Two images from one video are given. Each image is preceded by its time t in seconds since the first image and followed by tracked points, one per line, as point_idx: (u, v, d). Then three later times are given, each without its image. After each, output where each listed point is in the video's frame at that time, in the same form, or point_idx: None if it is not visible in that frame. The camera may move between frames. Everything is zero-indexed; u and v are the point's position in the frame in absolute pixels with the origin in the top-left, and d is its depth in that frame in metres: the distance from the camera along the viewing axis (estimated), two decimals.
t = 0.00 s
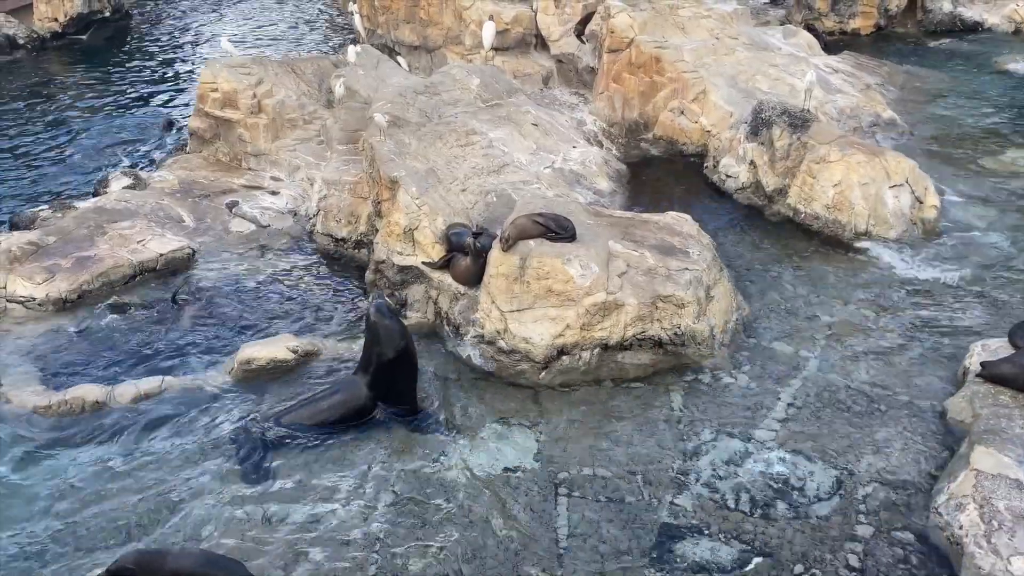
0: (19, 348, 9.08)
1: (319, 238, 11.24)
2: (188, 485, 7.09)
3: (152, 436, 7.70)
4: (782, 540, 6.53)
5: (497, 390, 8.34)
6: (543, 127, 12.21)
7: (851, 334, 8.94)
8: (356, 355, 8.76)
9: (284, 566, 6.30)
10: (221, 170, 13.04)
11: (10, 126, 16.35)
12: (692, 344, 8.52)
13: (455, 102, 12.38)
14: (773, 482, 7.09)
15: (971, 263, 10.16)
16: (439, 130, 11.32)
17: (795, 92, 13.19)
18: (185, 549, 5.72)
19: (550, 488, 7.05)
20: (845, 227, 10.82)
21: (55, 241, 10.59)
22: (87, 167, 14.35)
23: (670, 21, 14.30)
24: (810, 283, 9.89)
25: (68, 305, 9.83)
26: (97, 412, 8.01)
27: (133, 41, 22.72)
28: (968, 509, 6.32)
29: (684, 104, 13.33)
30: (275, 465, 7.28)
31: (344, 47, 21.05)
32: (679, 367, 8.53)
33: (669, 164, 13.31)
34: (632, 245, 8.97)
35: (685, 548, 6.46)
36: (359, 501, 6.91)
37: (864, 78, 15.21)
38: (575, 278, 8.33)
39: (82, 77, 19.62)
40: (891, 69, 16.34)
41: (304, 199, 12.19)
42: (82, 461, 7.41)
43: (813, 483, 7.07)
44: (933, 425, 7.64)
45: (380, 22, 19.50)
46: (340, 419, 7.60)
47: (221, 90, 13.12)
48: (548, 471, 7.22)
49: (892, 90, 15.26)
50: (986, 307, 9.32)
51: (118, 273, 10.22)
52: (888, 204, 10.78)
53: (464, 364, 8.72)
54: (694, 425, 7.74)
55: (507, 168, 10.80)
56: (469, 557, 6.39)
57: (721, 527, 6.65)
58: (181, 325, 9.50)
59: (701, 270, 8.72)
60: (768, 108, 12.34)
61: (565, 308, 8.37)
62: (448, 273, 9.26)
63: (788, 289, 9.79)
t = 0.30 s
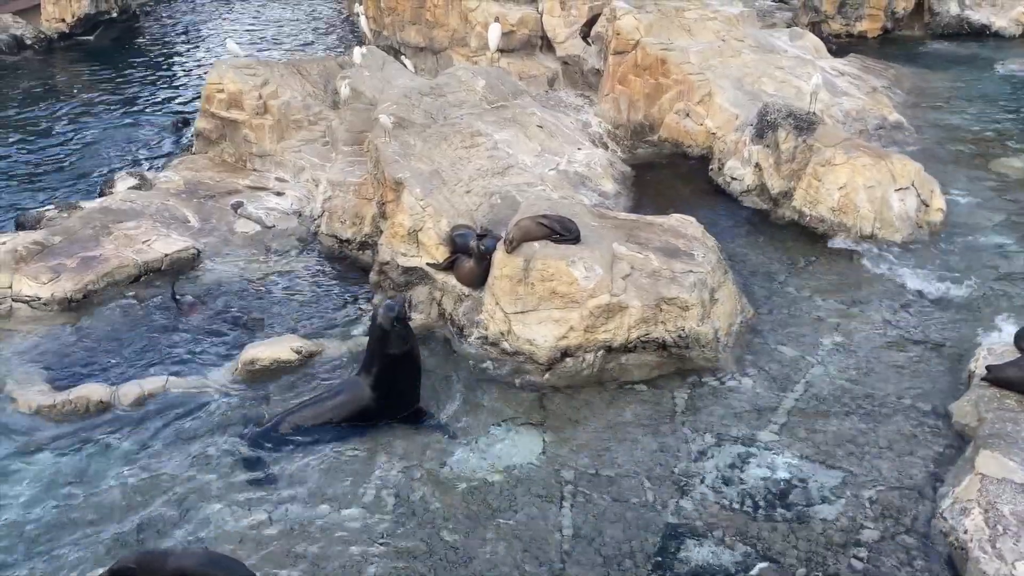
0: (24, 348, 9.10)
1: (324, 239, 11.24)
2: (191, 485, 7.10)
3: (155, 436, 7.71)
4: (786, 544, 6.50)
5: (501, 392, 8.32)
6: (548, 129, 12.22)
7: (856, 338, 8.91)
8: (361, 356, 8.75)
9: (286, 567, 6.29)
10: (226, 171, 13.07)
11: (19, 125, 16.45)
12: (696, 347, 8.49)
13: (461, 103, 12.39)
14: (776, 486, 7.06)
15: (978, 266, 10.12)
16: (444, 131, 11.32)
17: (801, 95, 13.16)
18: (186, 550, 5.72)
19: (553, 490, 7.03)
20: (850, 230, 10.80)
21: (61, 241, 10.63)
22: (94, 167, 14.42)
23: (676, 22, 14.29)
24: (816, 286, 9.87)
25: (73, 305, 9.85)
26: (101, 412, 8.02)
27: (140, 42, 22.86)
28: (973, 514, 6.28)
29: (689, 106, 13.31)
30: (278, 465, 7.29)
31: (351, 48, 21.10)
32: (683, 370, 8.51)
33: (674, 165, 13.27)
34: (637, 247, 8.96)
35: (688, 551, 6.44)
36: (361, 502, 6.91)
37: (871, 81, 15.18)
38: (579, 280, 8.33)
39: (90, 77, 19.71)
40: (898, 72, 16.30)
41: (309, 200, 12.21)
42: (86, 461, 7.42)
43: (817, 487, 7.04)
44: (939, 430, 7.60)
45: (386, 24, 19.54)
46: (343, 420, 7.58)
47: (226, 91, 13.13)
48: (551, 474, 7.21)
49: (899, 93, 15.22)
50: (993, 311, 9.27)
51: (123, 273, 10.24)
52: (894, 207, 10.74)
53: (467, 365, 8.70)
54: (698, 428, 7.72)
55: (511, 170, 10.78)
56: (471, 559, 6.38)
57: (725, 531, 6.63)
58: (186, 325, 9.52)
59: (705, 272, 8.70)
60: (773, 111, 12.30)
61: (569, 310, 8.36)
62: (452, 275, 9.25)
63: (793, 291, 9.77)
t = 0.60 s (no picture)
0: (29, 348, 9.13)
1: (328, 240, 11.25)
2: (194, 485, 7.12)
3: (159, 436, 7.73)
4: (788, 548, 6.50)
5: (504, 394, 8.32)
6: (553, 131, 12.23)
7: (861, 342, 8.90)
8: (365, 357, 8.79)
9: (288, 567, 6.31)
10: (232, 172, 13.10)
11: (26, 126, 16.54)
12: (700, 350, 8.47)
13: (466, 106, 12.40)
14: (779, 490, 7.05)
15: (983, 271, 10.10)
16: (449, 133, 11.33)
17: (807, 99, 13.13)
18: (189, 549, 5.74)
19: (555, 492, 7.03)
20: (855, 234, 10.78)
21: (66, 241, 10.66)
22: (100, 168, 14.47)
23: (682, 26, 14.30)
24: (820, 290, 9.85)
25: (78, 305, 9.89)
26: (106, 412, 8.05)
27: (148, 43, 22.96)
28: (977, 519, 6.28)
29: (694, 109, 13.32)
30: (281, 466, 7.30)
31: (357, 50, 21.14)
32: (687, 373, 8.50)
33: (678, 168, 13.27)
34: (641, 250, 8.94)
35: (690, 554, 6.44)
36: (364, 502, 6.92)
37: (877, 85, 15.16)
38: (583, 283, 8.34)
39: (96, 78, 19.78)
40: (905, 76, 16.27)
41: (314, 201, 12.24)
42: (91, 460, 7.45)
43: (820, 491, 7.03)
44: (943, 435, 7.59)
45: (391, 26, 19.57)
46: (346, 423, 7.58)
47: (232, 92, 13.26)
48: (554, 476, 7.21)
49: (905, 97, 15.20)
50: (998, 317, 9.25)
51: (128, 274, 10.28)
52: (899, 211, 10.72)
53: (471, 367, 8.71)
54: (701, 431, 7.72)
55: (516, 172, 10.79)
56: (474, 561, 6.39)
57: (727, 534, 6.62)
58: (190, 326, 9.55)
59: (709, 275, 8.67)
60: (778, 114, 12.28)
61: (572, 313, 8.38)
62: (455, 277, 9.26)
63: (797, 295, 9.76)
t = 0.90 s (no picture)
0: (33, 347, 9.16)
1: (332, 242, 11.27)
2: (196, 486, 7.12)
3: (161, 438, 7.73)
4: (790, 553, 6.48)
5: (506, 397, 8.32)
6: (558, 135, 12.23)
7: (864, 347, 8.87)
8: (368, 359, 8.77)
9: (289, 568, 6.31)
10: (237, 173, 13.13)
11: (33, 126, 16.64)
12: (703, 354, 8.46)
13: (470, 108, 12.39)
14: (781, 494, 7.03)
15: (989, 276, 10.06)
16: (453, 136, 11.33)
17: (812, 103, 13.09)
18: (190, 550, 5.75)
19: (557, 496, 7.02)
20: (860, 239, 10.75)
21: (72, 241, 10.70)
22: (105, 168, 14.53)
23: (687, 29, 14.29)
24: (824, 294, 9.82)
25: (82, 305, 9.91)
26: (108, 412, 8.07)
27: (154, 44, 23.06)
28: (980, 526, 6.25)
29: (699, 113, 13.29)
30: (282, 467, 7.30)
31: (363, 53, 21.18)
32: (690, 377, 8.48)
33: (683, 172, 13.26)
34: (644, 253, 8.92)
35: (692, 559, 6.42)
36: (365, 504, 6.93)
37: (883, 89, 15.11)
38: (586, 286, 8.31)
39: (103, 80, 19.85)
40: (911, 81, 16.23)
41: (318, 203, 12.26)
42: (94, 459, 7.47)
43: (823, 496, 7.00)
44: (947, 440, 7.57)
45: (397, 28, 19.61)
46: (349, 424, 7.59)
47: (238, 94, 13.18)
48: (555, 480, 7.19)
49: (911, 102, 15.16)
50: (1003, 322, 9.21)
51: (132, 274, 10.30)
52: (904, 216, 10.71)
53: (473, 371, 8.71)
54: (703, 435, 7.69)
55: (520, 175, 10.79)
56: (475, 564, 6.38)
57: (729, 538, 6.60)
58: (193, 327, 9.56)
59: (713, 279, 8.65)
60: (783, 118, 12.26)
61: (575, 316, 8.37)
62: (458, 279, 9.26)
63: (802, 300, 9.73)
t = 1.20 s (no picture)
0: (37, 346, 9.18)
1: (335, 243, 11.28)
2: (197, 486, 7.13)
3: (163, 438, 7.73)
4: (791, 557, 6.46)
5: (508, 399, 8.31)
6: (561, 137, 12.22)
7: (867, 350, 8.84)
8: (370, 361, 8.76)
9: (290, 569, 6.30)
10: (241, 174, 13.15)
11: (39, 126, 16.68)
12: (706, 357, 8.44)
13: (474, 110, 12.39)
14: (782, 498, 7.00)
15: (993, 280, 10.03)
16: (457, 138, 11.33)
17: (817, 106, 13.06)
18: (190, 550, 5.75)
19: (558, 498, 7.01)
20: (864, 242, 10.74)
21: (75, 241, 10.73)
22: (110, 168, 14.56)
23: (692, 32, 14.27)
24: (827, 297, 9.81)
25: (86, 305, 9.93)
26: (110, 411, 8.08)
27: (160, 45, 23.11)
28: (982, 531, 6.22)
29: (703, 116, 13.27)
30: (284, 468, 7.30)
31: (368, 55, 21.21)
32: (692, 380, 8.46)
33: (687, 175, 13.25)
34: (647, 256, 8.90)
35: (692, 562, 6.40)
36: (367, 505, 6.92)
37: (888, 93, 15.09)
38: (588, 288, 8.32)
39: (109, 80, 19.89)
40: (916, 85, 16.21)
41: (322, 204, 12.27)
42: (96, 458, 7.48)
43: (825, 500, 6.98)
44: (949, 443, 7.55)
45: (402, 30, 19.70)
46: (353, 426, 7.54)
47: (242, 95, 13.23)
48: (556, 482, 7.18)
49: (916, 106, 15.14)
50: (1007, 326, 9.18)
51: (136, 274, 10.32)
52: (908, 220, 10.70)
53: (475, 373, 8.70)
54: (706, 438, 7.68)
55: (524, 177, 10.78)
56: (475, 566, 6.37)
57: (729, 542, 6.58)
58: (196, 327, 9.57)
59: (716, 282, 8.63)
60: (788, 121, 12.20)
61: (578, 318, 8.37)
62: (461, 281, 9.26)
63: (805, 303, 9.71)
